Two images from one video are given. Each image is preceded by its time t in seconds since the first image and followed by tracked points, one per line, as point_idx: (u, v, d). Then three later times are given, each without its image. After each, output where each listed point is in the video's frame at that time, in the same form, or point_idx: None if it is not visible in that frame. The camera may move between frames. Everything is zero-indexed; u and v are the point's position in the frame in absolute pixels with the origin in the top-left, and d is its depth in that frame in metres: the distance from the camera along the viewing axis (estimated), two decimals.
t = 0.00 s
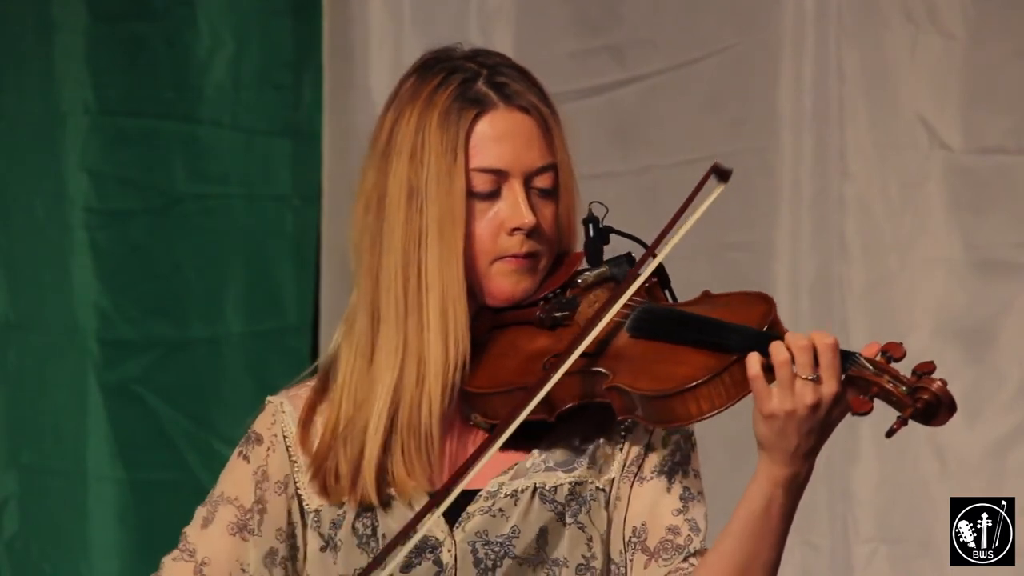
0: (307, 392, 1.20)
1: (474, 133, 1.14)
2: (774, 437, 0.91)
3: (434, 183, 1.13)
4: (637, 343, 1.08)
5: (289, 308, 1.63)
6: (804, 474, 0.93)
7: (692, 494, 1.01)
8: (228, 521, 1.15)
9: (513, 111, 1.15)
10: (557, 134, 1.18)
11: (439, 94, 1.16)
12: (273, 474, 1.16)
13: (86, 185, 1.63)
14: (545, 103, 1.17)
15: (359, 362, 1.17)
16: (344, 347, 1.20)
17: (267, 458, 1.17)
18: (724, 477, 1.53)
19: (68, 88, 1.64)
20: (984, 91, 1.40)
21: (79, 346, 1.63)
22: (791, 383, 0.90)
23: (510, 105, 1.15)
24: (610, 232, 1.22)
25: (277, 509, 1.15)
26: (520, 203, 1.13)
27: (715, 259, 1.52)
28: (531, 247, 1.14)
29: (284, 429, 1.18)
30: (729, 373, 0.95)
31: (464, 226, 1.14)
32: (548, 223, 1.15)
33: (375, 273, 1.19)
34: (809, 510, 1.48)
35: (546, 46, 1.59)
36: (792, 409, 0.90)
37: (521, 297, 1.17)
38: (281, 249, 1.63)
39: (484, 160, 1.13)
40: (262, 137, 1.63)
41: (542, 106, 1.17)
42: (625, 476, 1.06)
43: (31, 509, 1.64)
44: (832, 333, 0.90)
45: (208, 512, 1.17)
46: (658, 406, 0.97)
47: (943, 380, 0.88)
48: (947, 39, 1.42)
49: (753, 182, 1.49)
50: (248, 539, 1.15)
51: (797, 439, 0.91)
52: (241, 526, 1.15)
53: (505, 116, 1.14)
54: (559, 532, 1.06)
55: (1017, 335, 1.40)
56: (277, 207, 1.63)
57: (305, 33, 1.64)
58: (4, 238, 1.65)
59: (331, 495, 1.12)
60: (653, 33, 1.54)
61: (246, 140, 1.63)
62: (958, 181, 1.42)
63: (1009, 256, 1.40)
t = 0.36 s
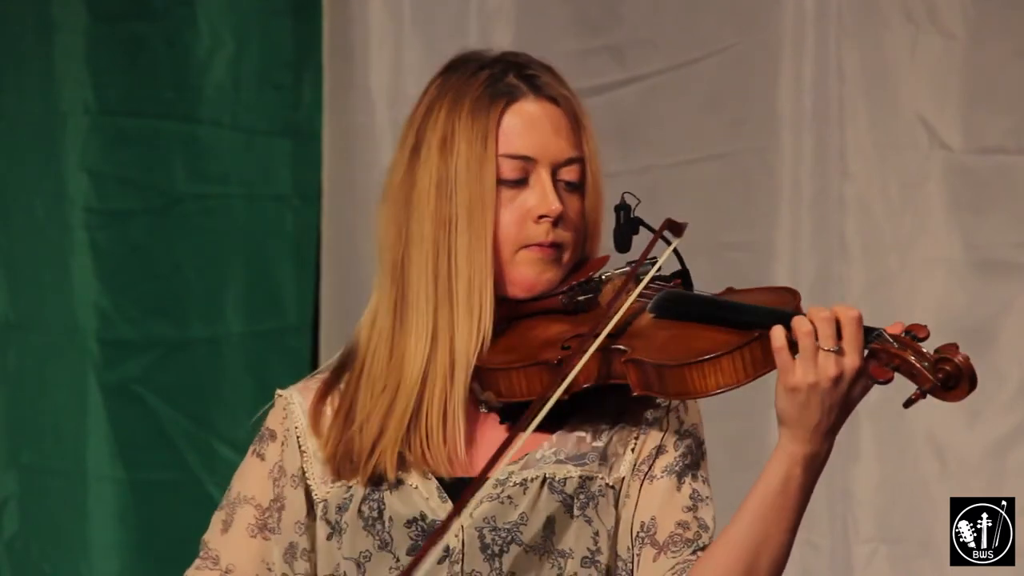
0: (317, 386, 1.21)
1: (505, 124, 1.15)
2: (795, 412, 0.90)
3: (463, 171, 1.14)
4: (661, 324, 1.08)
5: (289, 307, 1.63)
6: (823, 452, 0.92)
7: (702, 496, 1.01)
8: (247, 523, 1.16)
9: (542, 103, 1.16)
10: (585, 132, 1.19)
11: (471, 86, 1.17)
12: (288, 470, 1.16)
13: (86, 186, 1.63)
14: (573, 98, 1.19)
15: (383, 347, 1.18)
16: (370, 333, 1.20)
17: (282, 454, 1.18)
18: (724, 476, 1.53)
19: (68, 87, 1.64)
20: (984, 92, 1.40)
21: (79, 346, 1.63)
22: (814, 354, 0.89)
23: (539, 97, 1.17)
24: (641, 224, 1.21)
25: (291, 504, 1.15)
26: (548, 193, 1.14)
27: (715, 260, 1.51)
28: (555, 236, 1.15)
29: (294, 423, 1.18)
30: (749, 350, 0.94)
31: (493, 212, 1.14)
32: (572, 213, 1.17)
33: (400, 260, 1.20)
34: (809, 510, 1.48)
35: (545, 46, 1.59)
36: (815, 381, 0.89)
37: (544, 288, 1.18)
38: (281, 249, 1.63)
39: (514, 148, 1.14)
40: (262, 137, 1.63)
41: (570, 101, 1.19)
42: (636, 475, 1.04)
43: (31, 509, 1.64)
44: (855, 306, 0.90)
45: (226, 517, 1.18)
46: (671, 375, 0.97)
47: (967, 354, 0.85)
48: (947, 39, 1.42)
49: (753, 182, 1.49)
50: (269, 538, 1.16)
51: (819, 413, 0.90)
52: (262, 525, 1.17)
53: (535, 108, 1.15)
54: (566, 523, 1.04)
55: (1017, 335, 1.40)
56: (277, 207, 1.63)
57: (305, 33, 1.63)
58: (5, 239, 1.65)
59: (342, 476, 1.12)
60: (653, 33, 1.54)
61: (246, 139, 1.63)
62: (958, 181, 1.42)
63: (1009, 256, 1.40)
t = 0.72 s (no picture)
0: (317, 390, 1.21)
1: (507, 123, 1.15)
2: (793, 426, 0.92)
3: (465, 171, 1.14)
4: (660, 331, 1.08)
5: (289, 307, 1.63)
6: (820, 463, 0.94)
7: (703, 499, 1.03)
8: (257, 531, 1.17)
9: (544, 103, 1.16)
10: (587, 131, 1.19)
11: (473, 85, 1.17)
12: (293, 476, 1.16)
13: (86, 185, 1.63)
14: (576, 98, 1.19)
15: (384, 350, 1.18)
16: (369, 338, 1.20)
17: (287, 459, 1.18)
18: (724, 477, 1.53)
19: (68, 87, 1.64)
20: (984, 92, 1.41)
21: (79, 346, 1.63)
22: (813, 371, 0.90)
23: (541, 97, 1.16)
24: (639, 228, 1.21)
25: (297, 510, 1.14)
26: (549, 194, 1.13)
27: (715, 260, 1.51)
28: (556, 238, 1.15)
29: (296, 427, 1.18)
30: (748, 361, 0.94)
31: (494, 213, 1.14)
32: (574, 215, 1.16)
33: (401, 261, 1.20)
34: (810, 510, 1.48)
35: (545, 46, 1.59)
36: (813, 397, 0.90)
37: (544, 290, 1.18)
38: (281, 249, 1.63)
39: (515, 149, 1.14)
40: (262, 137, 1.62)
41: (573, 101, 1.18)
42: (636, 477, 1.05)
43: (31, 509, 1.64)
44: (853, 321, 0.90)
45: (235, 526, 1.18)
46: (670, 387, 0.97)
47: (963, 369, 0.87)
48: (947, 39, 1.42)
49: (753, 182, 1.49)
50: (279, 546, 1.17)
51: (816, 427, 0.92)
52: (271, 534, 1.17)
53: (537, 108, 1.15)
54: (568, 527, 1.04)
55: (1017, 335, 1.40)
56: (277, 207, 1.63)
57: (304, 34, 1.63)
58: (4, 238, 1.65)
59: (343, 480, 1.12)
60: (653, 33, 1.54)
61: (246, 139, 1.63)
62: (958, 181, 1.42)
63: (1009, 256, 1.40)
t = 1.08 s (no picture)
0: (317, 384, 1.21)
1: (504, 125, 1.14)
2: (783, 455, 0.92)
3: (460, 173, 1.14)
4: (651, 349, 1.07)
5: (289, 307, 1.62)
6: (810, 492, 0.94)
7: (701, 505, 1.03)
8: (257, 523, 1.17)
9: (541, 105, 1.15)
10: (585, 132, 1.18)
11: (468, 86, 1.16)
12: (292, 472, 1.16)
13: (86, 185, 1.63)
14: (574, 99, 1.18)
15: (381, 352, 1.18)
16: (366, 336, 1.20)
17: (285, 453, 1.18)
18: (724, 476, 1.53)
19: (68, 87, 1.63)
20: (984, 92, 1.41)
21: (78, 346, 1.63)
22: (802, 401, 0.90)
23: (538, 99, 1.15)
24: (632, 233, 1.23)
25: (295, 506, 1.15)
26: (545, 198, 1.13)
27: (715, 260, 1.51)
28: (553, 242, 1.14)
29: (297, 422, 1.18)
30: (741, 387, 0.94)
31: (490, 217, 1.13)
32: (572, 219, 1.15)
33: (399, 262, 1.19)
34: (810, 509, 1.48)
35: (545, 46, 1.59)
36: (802, 427, 0.90)
37: (541, 293, 1.17)
38: (281, 249, 1.62)
39: (511, 152, 1.13)
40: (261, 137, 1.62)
41: (570, 102, 1.17)
42: (634, 484, 1.06)
43: (30, 510, 1.64)
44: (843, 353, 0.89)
45: (234, 516, 1.18)
46: (664, 412, 0.97)
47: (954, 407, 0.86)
48: (947, 39, 1.42)
49: (753, 183, 1.49)
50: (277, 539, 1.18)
51: (805, 456, 0.91)
52: (269, 527, 1.18)
53: (533, 109, 1.14)
54: (567, 536, 1.05)
55: (1017, 335, 1.41)
56: (276, 207, 1.63)
57: (304, 33, 1.63)
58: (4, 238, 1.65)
59: (342, 484, 1.12)
60: (653, 33, 1.54)
61: (246, 139, 1.63)
62: (958, 181, 1.42)
63: (1010, 257, 1.40)
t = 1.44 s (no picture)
0: (320, 376, 1.21)
1: (503, 130, 1.13)
2: (770, 488, 0.92)
3: (459, 178, 1.13)
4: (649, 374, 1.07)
5: (289, 306, 1.62)
6: (798, 530, 0.95)
7: (697, 515, 1.03)
8: (268, 512, 1.15)
9: (541, 110, 1.14)
10: (585, 135, 1.17)
11: (467, 89, 1.15)
12: (294, 464, 1.16)
13: (87, 186, 1.63)
14: (573, 103, 1.17)
15: (379, 354, 1.17)
16: (365, 335, 1.20)
17: (289, 444, 1.17)
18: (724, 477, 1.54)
19: (68, 87, 1.63)
20: (984, 91, 1.41)
21: (79, 346, 1.63)
22: (790, 439, 0.90)
23: (538, 103, 1.14)
24: (630, 245, 1.21)
25: (300, 501, 1.15)
26: (544, 205, 1.12)
27: (715, 259, 1.52)
28: (552, 248, 1.13)
29: (300, 413, 1.18)
30: (736, 422, 0.95)
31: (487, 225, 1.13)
32: (570, 224, 1.15)
33: (399, 265, 1.18)
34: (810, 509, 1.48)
35: (545, 46, 1.59)
36: (789, 465, 0.90)
37: (540, 296, 1.17)
38: (282, 249, 1.63)
39: (509, 159, 1.12)
40: (261, 137, 1.62)
41: (569, 106, 1.16)
42: (632, 493, 1.06)
43: (31, 509, 1.64)
44: (838, 398, 0.89)
45: (245, 506, 1.16)
46: (665, 446, 0.97)
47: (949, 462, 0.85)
48: (947, 38, 1.42)
49: (753, 182, 1.48)
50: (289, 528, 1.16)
51: (791, 493, 0.92)
52: (279, 515, 1.16)
53: (532, 114, 1.13)
54: (567, 546, 1.05)
55: (1017, 334, 1.40)
56: (277, 206, 1.63)
57: (304, 33, 1.63)
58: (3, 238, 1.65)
59: (341, 488, 1.13)
60: (654, 33, 1.54)
61: (246, 139, 1.63)
62: (957, 181, 1.42)
63: (1010, 257, 1.41)
